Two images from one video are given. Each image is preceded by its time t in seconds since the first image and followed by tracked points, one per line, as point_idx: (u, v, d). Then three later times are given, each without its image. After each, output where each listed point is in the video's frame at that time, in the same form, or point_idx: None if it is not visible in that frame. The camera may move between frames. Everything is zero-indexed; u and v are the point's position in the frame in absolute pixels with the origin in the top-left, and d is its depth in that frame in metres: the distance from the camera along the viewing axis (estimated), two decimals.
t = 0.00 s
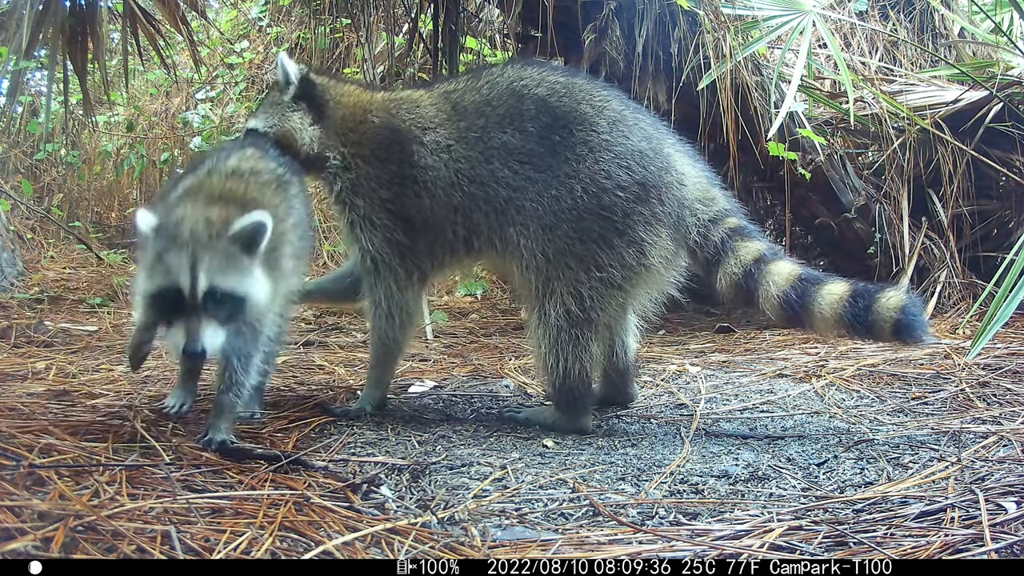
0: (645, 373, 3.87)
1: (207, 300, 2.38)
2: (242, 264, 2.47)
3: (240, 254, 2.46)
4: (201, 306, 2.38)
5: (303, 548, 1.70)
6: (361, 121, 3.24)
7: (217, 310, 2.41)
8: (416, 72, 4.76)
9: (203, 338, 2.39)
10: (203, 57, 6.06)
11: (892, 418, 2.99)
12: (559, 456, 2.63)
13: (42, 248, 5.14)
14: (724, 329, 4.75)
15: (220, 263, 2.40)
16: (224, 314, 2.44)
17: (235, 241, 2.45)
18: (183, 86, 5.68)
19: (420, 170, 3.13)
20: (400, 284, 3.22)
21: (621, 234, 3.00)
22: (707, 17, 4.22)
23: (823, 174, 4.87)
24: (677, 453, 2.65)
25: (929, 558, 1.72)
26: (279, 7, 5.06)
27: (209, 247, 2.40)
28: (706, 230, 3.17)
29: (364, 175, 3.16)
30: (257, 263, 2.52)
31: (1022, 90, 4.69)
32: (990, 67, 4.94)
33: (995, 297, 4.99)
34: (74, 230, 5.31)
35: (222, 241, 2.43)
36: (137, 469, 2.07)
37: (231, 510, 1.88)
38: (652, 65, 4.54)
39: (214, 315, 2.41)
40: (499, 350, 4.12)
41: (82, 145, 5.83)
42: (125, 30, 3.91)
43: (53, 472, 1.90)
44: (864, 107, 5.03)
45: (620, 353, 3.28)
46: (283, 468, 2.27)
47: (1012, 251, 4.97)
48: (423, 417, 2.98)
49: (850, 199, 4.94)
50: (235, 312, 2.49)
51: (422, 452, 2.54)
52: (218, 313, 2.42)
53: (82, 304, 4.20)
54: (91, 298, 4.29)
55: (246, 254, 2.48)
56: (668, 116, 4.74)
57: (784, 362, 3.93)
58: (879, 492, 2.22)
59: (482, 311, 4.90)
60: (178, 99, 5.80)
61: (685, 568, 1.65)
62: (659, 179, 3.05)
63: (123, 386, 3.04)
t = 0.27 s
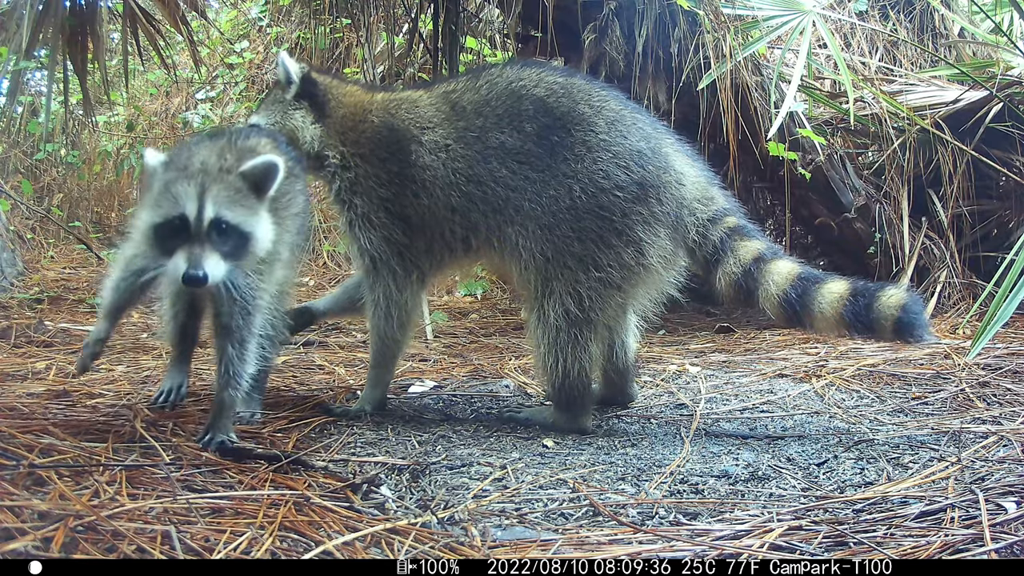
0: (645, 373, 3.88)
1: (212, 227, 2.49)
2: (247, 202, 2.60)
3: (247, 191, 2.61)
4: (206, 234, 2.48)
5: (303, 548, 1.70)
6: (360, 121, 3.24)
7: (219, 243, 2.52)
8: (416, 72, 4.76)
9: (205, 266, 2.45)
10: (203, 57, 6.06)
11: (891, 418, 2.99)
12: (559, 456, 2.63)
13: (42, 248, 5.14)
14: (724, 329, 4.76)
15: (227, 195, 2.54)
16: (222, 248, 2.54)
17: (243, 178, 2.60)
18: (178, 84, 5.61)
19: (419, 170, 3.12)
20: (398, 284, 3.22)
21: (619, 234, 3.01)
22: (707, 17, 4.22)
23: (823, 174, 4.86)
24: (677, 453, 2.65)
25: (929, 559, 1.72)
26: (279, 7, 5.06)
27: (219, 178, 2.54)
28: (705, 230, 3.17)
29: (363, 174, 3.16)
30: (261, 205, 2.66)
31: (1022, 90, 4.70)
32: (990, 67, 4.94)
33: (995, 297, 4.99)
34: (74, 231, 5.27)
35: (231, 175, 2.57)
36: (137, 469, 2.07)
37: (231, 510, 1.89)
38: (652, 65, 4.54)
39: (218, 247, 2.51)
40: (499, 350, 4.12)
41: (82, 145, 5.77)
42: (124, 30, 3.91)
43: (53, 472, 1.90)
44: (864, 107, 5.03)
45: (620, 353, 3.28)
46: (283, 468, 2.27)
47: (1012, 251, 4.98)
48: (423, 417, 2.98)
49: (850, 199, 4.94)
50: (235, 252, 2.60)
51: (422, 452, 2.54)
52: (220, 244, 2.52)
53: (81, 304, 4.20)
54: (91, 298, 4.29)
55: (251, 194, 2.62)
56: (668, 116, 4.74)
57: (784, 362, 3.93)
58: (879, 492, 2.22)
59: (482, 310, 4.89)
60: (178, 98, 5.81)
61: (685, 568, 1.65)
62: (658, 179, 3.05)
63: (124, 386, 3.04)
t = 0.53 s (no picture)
0: (645, 373, 3.88)
1: (195, 259, 2.33)
2: (229, 227, 2.44)
3: (227, 216, 2.44)
4: (189, 267, 2.32)
5: (303, 549, 1.70)
6: (362, 121, 3.25)
7: (203, 275, 2.36)
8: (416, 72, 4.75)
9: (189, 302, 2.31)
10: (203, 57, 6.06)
11: (891, 418, 2.99)
12: (559, 456, 2.63)
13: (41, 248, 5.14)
14: (724, 329, 4.76)
15: (209, 223, 2.38)
16: (209, 279, 2.40)
17: (223, 202, 2.43)
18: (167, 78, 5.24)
19: (419, 170, 3.12)
20: (399, 284, 3.22)
21: (619, 234, 3.01)
22: (707, 17, 4.22)
23: (823, 174, 4.86)
24: (677, 453, 2.65)
25: (929, 558, 1.72)
26: (279, 7, 5.06)
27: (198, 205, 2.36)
28: (705, 230, 3.17)
29: (364, 174, 3.17)
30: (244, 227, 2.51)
31: (1022, 90, 4.70)
32: (990, 67, 4.94)
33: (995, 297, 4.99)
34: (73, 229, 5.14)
35: (211, 201, 2.39)
36: (137, 469, 2.07)
37: (231, 510, 1.89)
38: (652, 65, 4.54)
39: (201, 280, 2.35)
40: (499, 350, 4.11)
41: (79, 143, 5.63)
42: (125, 30, 3.91)
43: (53, 472, 1.90)
44: (864, 107, 5.04)
45: (620, 353, 3.28)
46: (283, 468, 2.27)
47: (1012, 251, 4.98)
48: (423, 417, 2.98)
49: (850, 199, 4.94)
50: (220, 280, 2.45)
51: (422, 452, 2.54)
52: (204, 277, 2.36)
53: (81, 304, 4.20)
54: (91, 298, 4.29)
55: (232, 218, 2.46)
56: (668, 116, 4.74)
57: (784, 362, 3.93)
58: (879, 492, 2.22)
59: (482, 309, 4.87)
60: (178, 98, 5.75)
61: (685, 568, 1.65)
62: (658, 179, 3.05)
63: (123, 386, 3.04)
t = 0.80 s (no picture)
0: (645, 373, 3.88)
1: (171, 317, 2.29)
2: (206, 281, 2.41)
3: (205, 270, 2.40)
4: (165, 324, 2.28)
5: (303, 548, 1.70)
6: (364, 121, 3.25)
7: (179, 331, 2.32)
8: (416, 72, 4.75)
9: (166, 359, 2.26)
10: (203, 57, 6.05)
11: (892, 418, 2.99)
12: (559, 456, 2.63)
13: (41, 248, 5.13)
14: (724, 329, 4.76)
15: (184, 278, 2.33)
16: (183, 333, 2.36)
17: (201, 255, 2.39)
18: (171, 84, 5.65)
19: (420, 170, 3.12)
20: (399, 284, 3.22)
21: (620, 235, 3.00)
22: (707, 17, 4.22)
23: (823, 174, 4.86)
24: (677, 453, 2.65)
25: (929, 558, 1.72)
26: (279, 7, 5.06)
27: (176, 260, 2.32)
28: (706, 230, 3.17)
29: (365, 174, 3.17)
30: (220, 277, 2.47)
31: (1022, 90, 4.70)
32: (990, 67, 4.94)
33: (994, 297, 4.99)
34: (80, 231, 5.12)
35: (189, 255, 2.36)
36: (137, 469, 2.07)
37: (231, 510, 1.89)
38: (652, 65, 4.54)
39: (177, 336, 2.31)
40: (499, 350, 4.11)
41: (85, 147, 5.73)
42: (124, 30, 3.91)
43: (53, 472, 1.90)
44: (864, 107, 5.04)
45: (620, 353, 3.28)
46: (283, 468, 2.27)
47: (1012, 251, 4.98)
48: (423, 417, 2.98)
49: (850, 199, 4.94)
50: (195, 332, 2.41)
51: (422, 452, 2.54)
52: (180, 333, 2.32)
53: (81, 304, 4.20)
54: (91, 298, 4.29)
55: (210, 271, 2.42)
56: (668, 116, 4.74)
57: (784, 362, 3.93)
58: (879, 492, 2.22)
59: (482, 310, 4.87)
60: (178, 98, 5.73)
61: (685, 568, 1.65)
62: (658, 179, 3.05)
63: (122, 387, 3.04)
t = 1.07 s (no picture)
0: (645, 373, 3.88)
1: (170, 335, 2.31)
2: (205, 297, 2.42)
3: (203, 287, 2.41)
4: (164, 341, 2.30)
5: (303, 548, 1.70)
6: (365, 121, 3.23)
7: (179, 347, 2.34)
8: (416, 72, 4.74)
9: (166, 376, 2.28)
10: (203, 57, 6.04)
11: (892, 418, 2.99)
12: (559, 456, 2.63)
13: (41, 248, 5.13)
14: (724, 329, 4.76)
15: (181, 296, 2.34)
16: (182, 349, 2.37)
17: (199, 273, 2.39)
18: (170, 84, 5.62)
19: (422, 171, 3.12)
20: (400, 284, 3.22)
21: (620, 235, 3.00)
22: (707, 17, 4.22)
23: (823, 174, 4.86)
24: (677, 453, 2.65)
25: (929, 558, 1.72)
26: (279, 7, 5.06)
27: (174, 279, 2.33)
28: (706, 230, 3.17)
29: (365, 175, 3.17)
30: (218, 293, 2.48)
31: (1022, 90, 4.71)
32: (990, 67, 4.94)
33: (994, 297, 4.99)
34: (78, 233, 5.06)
35: (187, 274, 2.37)
36: (137, 469, 2.07)
37: (231, 510, 1.89)
38: (652, 66, 4.54)
39: (176, 352, 2.33)
40: (499, 350, 4.11)
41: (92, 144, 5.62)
42: (124, 30, 3.91)
43: (53, 472, 1.90)
44: (864, 107, 5.04)
45: (620, 353, 3.27)
46: (283, 468, 2.27)
47: (1012, 251, 4.98)
48: (423, 417, 2.98)
49: (850, 199, 4.93)
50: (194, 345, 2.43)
51: (422, 452, 2.54)
52: (179, 349, 2.35)
53: (81, 304, 4.20)
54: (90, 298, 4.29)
55: (208, 287, 2.43)
56: (668, 116, 4.73)
57: (784, 362, 3.93)
58: (879, 492, 2.22)
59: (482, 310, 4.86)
60: (178, 98, 5.71)
61: (684, 568, 1.65)
62: (659, 180, 3.05)
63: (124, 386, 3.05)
